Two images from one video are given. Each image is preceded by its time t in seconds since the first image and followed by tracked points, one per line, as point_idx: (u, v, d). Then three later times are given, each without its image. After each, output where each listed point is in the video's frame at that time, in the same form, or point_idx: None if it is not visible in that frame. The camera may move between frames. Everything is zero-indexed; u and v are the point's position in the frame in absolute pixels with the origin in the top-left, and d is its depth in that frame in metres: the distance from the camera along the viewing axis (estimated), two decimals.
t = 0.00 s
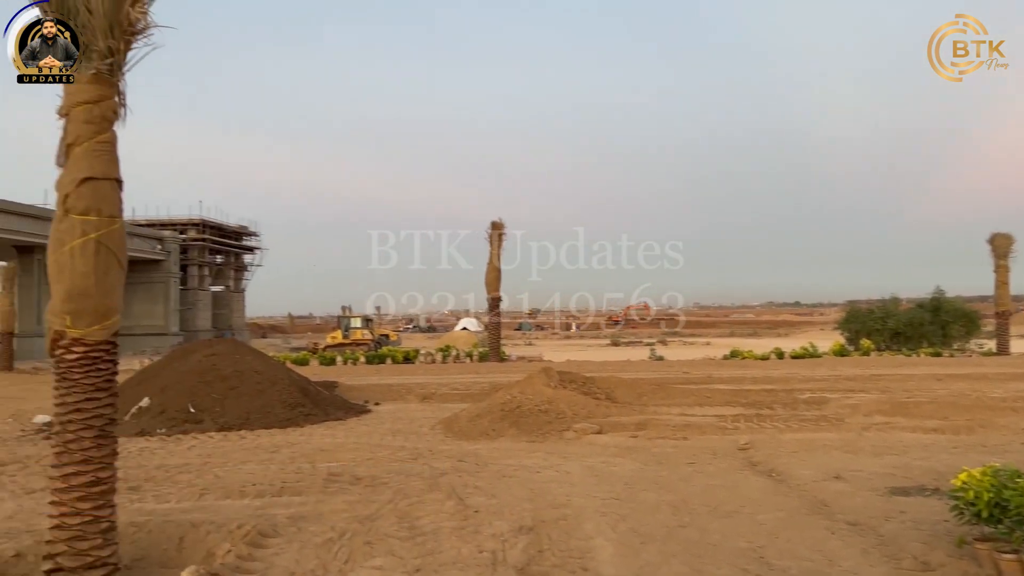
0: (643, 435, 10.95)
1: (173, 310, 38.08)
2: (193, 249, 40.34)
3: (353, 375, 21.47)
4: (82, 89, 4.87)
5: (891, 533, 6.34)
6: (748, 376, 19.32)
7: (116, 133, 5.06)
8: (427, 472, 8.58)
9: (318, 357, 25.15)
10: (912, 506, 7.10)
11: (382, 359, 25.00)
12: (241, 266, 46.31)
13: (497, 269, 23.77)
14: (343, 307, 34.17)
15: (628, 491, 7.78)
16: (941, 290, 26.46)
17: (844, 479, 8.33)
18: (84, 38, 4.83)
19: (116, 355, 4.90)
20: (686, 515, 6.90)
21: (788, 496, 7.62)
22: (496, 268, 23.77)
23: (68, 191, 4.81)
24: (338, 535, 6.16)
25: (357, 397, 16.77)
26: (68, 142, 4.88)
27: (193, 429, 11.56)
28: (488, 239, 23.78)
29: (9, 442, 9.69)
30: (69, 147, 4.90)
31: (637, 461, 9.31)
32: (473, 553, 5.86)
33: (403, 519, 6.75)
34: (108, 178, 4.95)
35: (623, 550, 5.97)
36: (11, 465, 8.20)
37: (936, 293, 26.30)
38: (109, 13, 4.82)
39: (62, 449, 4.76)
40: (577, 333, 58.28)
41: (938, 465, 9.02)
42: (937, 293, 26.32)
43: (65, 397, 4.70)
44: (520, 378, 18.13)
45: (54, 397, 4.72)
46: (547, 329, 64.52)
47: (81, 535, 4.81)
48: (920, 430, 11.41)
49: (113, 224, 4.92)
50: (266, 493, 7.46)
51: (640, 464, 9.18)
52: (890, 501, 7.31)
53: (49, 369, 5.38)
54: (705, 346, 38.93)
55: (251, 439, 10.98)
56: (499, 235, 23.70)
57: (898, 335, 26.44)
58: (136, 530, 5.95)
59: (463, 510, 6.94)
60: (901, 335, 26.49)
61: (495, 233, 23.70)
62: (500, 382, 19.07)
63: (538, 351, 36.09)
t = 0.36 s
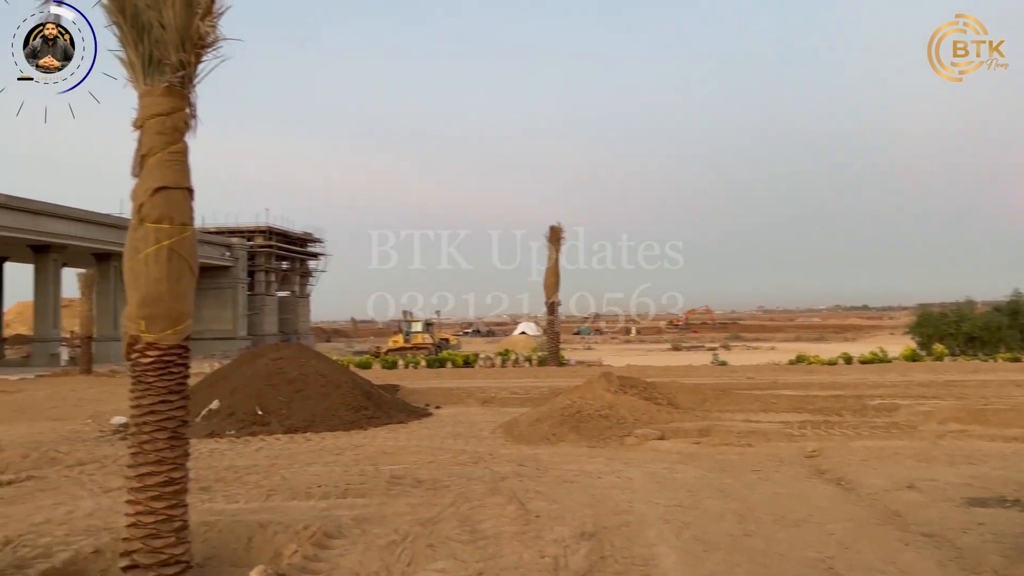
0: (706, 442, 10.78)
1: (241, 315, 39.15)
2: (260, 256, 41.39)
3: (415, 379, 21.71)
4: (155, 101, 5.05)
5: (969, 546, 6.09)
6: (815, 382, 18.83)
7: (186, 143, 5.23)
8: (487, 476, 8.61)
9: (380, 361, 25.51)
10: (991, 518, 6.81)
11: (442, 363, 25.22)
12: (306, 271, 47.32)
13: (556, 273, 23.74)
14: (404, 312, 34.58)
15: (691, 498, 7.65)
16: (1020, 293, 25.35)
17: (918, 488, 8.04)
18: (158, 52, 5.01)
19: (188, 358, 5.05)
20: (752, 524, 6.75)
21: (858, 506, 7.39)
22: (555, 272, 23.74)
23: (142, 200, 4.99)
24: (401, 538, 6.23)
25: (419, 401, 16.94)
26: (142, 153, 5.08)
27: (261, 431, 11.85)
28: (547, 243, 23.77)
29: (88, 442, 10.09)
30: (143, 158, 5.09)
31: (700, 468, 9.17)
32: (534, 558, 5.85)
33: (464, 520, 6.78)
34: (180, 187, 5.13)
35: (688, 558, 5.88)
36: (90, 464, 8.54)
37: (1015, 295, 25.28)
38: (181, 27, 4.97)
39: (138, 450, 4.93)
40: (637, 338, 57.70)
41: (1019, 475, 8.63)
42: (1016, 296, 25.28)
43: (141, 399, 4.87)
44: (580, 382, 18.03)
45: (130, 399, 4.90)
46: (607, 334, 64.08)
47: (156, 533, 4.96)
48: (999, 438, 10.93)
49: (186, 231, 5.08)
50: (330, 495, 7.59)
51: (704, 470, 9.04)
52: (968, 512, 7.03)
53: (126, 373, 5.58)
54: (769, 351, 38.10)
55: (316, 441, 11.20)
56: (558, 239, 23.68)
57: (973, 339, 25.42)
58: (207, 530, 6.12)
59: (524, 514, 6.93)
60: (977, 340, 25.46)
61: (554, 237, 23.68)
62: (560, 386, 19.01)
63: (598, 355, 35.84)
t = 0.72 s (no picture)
0: (773, 449, 10.54)
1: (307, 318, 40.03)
2: (325, 260, 42.23)
3: (476, 382, 21.84)
4: (226, 111, 5.21)
5: None
6: (886, 388, 18.23)
7: (255, 151, 5.38)
8: (549, 480, 8.58)
9: (442, 364, 25.77)
10: None
11: (503, 366, 25.30)
12: (369, 276, 48.09)
13: (617, 276, 23.57)
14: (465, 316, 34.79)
15: (758, 506, 7.48)
16: None
17: (999, 500, 7.69)
18: (229, 64, 5.16)
19: (257, 361, 5.18)
20: (821, 534, 6.56)
21: (934, 517, 7.12)
22: (616, 275, 23.58)
23: (214, 207, 5.15)
24: (463, 540, 6.26)
25: (481, 404, 17.01)
26: (214, 162, 5.25)
27: (327, 433, 12.08)
28: (608, 246, 23.63)
29: (163, 441, 10.45)
30: (215, 166, 5.26)
31: (767, 476, 8.97)
32: (597, 564, 5.80)
33: (526, 524, 6.77)
34: (251, 194, 5.28)
35: (755, 568, 5.75)
36: (165, 463, 8.83)
37: None
38: (250, 39, 5.11)
39: (210, 450, 5.08)
40: (700, 341, 56.84)
41: None
42: None
43: (213, 401, 5.02)
44: (642, 387, 17.84)
45: (203, 401, 5.05)
46: (669, 338, 63.30)
47: (226, 532, 5.09)
48: None
49: (256, 236, 5.22)
50: (393, 496, 7.68)
51: (771, 478, 8.84)
52: None
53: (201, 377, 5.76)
54: (838, 355, 37.05)
55: (380, 443, 11.36)
56: (619, 242, 23.51)
57: None
58: (275, 529, 6.26)
59: (586, 520, 6.88)
60: None
61: (614, 240, 23.51)
62: (622, 391, 18.84)
63: (660, 360, 35.39)
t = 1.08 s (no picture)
0: (834, 455, 10.29)
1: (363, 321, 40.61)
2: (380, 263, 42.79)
3: (531, 385, 21.85)
4: (286, 118, 5.34)
5: None
6: (954, 393, 17.61)
7: (315, 158, 5.48)
8: (604, 484, 8.54)
9: (496, 367, 25.86)
10: None
11: (556, 369, 25.28)
12: (424, 278, 48.55)
13: (672, 278, 23.32)
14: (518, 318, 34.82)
15: (819, 513, 7.31)
16: None
17: None
18: (288, 72, 5.28)
19: (317, 362, 5.28)
20: (885, 543, 6.39)
21: (1005, 528, 6.85)
22: (670, 277, 23.33)
23: (276, 212, 5.28)
24: (519, 542, 6.27)
25: (535, 407, 17.02)
26: (275, 167, 5.38)
27: (383, 433, 12.23)
28: (663, 248, 23.41)
29: (226, 440, 10.74)
30: (277, 173, 5.40)
31: (828, 482, 8.76)
32: (652, 569, 5.75)
33: (581, 527, 6.75)
34: (311, 199, 5.39)
35: None
36: (228, 461, 9.07)
37: None
38: (309, 47, 5.22)
39: (271, 449, 5.20)
40: (757, 344, 55.83)
41: None
42: None
43: (274, 402, 5.14)
44: (698, 391, 17.62)
45: (265, 401, 5.17)
46: (725, 341, 62.31)
47: (287, 530, 5.20)
48: None
49: (315, 240, 5.32)
50: (449, 497, 7.74)
51: (832, 485, 8.64)
52: None
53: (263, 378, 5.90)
54: (902, 359, 35.94)
55: (435, 444, 11.45)
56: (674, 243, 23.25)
57: None
58: (334, 528, 6.37)
59: (642, 525, 6.82)
60: None
61: (670, 241, 23.27)
62: (678, 394, 18.63)
63: (716, 363, 34.81)
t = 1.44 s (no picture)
0: (911, 462, 9.94)
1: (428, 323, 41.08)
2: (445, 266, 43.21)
3: (594, 388, 21.74)
4: (355, 124, 5.45)
5: None
6: None
7: (383, 162, 5.58)
8: (670, 489, 8.43)
9: (559, 369, 25.83)
10: None
11: (620, 372, 25.12)
12: (487, 281, 48.83)
13: (739, 280, 22.91)
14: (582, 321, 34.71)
15: (895, 523, 7.06)
16: None
17: None
18: (357, 80, 5.39)
19: (384, 363, 5.37)
20: (967, 554, 6.13)
21: None
22: (738, 279, 22.91)
23: (344, 217, 5.39)
24: (584, 546, 6.24)
25: (599, 410, 16.93)
26: (344, 172, 5.49)
27: (448, 434, 12.35)
28: (729, 249, 23.02)
29: (297, 439, 11.00)
30: (345, 178, 5.51)
31: (905, 491, 8.47)
32: None
33: (647, 532, 6.69)
34: (378, 203, 5.48)
35: None
36: (298, 460, 9.28)
37: None
38: (377, 54, 5.32)
39: (341, 448, 5.30)
40: (828, 348, 54.37)
41: None
42: None
43: (344, 403, 5.25)
44: (767, 395, 17.25)
45: (335, 402, 5.29)
46: (794, 345, 60.85)
47: (356, 528, 5.29)
48: None
49: (383, 244, 5.41)
50: (514, 499, 7.76)
51: (909, 493, 8.35)
52: None
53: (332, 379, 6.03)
54: (984, 364, 34.45)
55: (500, 446, 11.51)
56: (741, 245, 22.84)
57: None
58: (401, 527, 6.45)
59: (710, 531, 6.72)
60: None
61: (736, 242, 22.87)
62: (746, 398, 18.28)
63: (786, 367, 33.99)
